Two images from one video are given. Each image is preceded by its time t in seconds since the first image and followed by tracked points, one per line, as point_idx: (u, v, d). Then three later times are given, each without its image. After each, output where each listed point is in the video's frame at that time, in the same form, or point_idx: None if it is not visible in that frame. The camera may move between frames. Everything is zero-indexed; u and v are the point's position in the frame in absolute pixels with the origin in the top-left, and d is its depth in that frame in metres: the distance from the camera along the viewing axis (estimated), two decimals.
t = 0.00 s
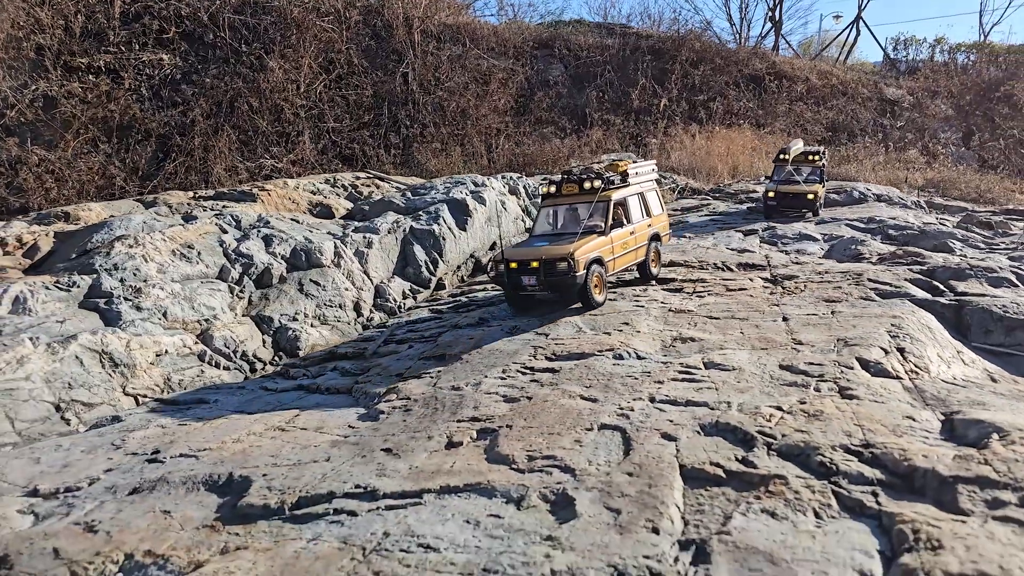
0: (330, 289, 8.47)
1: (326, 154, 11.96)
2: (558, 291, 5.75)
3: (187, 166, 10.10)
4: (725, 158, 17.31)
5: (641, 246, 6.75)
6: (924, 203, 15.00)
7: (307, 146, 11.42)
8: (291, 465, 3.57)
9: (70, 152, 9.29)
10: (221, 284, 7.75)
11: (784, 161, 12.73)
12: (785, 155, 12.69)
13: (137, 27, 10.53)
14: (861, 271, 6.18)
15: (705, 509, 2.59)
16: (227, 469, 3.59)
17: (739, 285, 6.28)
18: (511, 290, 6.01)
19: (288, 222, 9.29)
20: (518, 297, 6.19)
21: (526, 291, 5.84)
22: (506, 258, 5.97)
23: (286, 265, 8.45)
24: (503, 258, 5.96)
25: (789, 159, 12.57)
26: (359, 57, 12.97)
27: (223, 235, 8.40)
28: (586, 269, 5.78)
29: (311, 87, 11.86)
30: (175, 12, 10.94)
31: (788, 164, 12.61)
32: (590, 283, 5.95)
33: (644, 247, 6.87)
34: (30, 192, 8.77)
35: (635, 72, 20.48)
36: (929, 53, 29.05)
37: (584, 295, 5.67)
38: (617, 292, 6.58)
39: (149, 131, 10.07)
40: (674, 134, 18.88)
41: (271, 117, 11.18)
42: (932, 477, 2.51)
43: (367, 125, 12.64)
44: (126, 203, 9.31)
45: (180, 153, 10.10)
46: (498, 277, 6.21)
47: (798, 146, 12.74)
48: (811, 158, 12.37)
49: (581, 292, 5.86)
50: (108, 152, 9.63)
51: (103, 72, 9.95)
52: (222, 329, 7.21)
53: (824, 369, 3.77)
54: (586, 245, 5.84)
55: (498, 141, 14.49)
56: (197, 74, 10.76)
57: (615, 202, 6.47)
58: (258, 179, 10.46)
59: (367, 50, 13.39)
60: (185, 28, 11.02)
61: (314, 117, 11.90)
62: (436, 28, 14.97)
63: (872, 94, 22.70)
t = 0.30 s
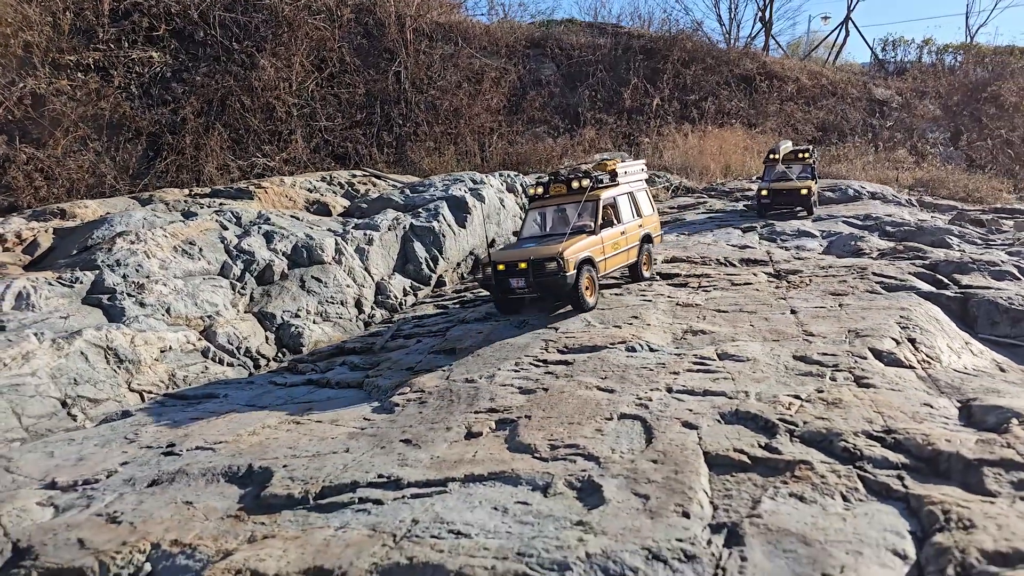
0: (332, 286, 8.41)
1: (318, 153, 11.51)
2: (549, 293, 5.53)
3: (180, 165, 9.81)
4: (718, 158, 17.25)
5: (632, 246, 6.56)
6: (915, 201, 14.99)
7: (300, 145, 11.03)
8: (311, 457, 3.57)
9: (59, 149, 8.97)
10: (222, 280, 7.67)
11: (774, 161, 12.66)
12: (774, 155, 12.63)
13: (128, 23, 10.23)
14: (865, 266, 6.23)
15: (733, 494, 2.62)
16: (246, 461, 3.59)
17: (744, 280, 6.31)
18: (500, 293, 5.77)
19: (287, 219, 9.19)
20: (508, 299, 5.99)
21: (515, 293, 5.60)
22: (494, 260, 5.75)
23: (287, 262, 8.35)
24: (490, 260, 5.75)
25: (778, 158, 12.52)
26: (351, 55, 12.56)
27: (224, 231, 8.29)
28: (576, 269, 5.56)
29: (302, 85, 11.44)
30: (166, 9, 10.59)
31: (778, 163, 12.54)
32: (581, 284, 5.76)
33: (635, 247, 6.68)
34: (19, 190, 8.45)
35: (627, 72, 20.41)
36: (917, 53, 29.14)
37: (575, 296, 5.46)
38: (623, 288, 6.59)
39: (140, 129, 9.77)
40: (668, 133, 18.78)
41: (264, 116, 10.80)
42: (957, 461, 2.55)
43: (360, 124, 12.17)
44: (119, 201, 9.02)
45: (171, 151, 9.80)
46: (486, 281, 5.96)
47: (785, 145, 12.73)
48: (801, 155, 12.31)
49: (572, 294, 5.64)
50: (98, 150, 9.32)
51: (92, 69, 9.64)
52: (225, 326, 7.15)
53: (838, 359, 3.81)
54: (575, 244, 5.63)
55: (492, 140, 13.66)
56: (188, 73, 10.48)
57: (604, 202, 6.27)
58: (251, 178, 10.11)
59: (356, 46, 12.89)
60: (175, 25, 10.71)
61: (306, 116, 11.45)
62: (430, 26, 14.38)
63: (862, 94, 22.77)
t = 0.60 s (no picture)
0: (332, 282, 8.36)
1: (310, 151, 11.41)
2: (546, 290, 5.48)
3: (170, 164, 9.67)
4: (709, 157, 17.29)
5: (628, 242, 6.52)
6: (906, 198, 15.07)
7: (291, 143, 10.96)
8: (327, 446, 3.59)
9: (47, 146, 8.72)
10: (223, 276, 7.61)
11: (761, 163, 12.55)
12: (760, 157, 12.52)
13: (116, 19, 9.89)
14: (864, 260, 6.32)
15: (754, 476, 2.67)
16: (262, 451, 3.60)
17: (745, 274, 6.37)
18: (495, 290, 5.73)
19: (286, 215, 9.14)
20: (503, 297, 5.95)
21: (512, 291, 5.55)
22: (489, 257, 5.70)
23: (287, 258, 8.34)
24: (485, 257, 5.70)
25: (765, 159, 12.40)
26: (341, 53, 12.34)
27: (223, 227, 8.23)
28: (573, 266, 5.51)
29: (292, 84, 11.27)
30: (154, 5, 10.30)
31: (765, 164, 12.41)
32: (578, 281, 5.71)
33: (631, 243, 6.64)
34: (6, 188, 8.25)
35: (618, 71, 20.36)
36: (904, 54, 29.35)
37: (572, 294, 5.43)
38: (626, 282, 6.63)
39: (130, 127, 9.52)
40: (659, 132, 18.79)
41: (254, 114, 10.71)
42: (972, 443, 2.62)
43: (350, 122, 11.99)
44: (112, 198, 8.85)
45: (161, 149, 9.64)
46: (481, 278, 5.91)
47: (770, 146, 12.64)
48: (787, 154, 12.17)
49: (569, 292, 5.60)
50: (88, 148, 9.08)
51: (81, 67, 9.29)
52: (226, 321, 7.11)
53: (846, 348, 3.87)
54: (572, 242, 5.59)
55: (484, 139, 13.74)
56: (178, 70, 10.24)
57: (600, 197, 6.22)
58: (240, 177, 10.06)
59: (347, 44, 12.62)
60: (165, 22, 10.41)
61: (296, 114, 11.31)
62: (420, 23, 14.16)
63: (850, 94, 22.96)
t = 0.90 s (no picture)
0: (333, 278, 8.32)
1: (303, 150, 11.30)
2: (536, 290, 5.23)
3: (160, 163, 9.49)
4: (701, 155, 17.38)
5: (619, 241, 6.31)
6: (897, 197, 15.21)
7: (284, 141, 10.91)
8: (343, 434, 3.63)
9: (38, 144, 8.65)
10: (224, 272, 7.57)
11: (755, 161, 12.55)
12: (755, 155, 12.52)
13: (106, 17, 9.94)
14: (863, 254, 6.41)
15: (769, 458, 2.74)
16: (278, 439, 3.64)
17: (747, 269, 6.44)
18: (483, 292, 5.48)
19: (286, 212, 9.09)
20: (491, 298, 5.69)
21: (500, 292, 5.30)
22: (476, 258, 5.45)
23: (288, 254, 8.27)
24: (471, 258, 5.43)
25: (759, 158, 12.41)
26: (335, 51, 12.32)
27: (224, 223, 8.18)
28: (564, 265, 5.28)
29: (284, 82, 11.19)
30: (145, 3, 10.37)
31: (759, 163, 12.42)
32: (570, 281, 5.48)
33: (622, 242, 6.43)
34: None
35: (610, 71, 20.44)
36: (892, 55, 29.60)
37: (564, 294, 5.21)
38: (628, 276, 6.69)
39: (121, 125, 9.48)
40: (651, 131, 18.87)
41: (247, 113, 10.60)
42: (982, 424, 2.69)
43: (344, 121, 11.94)
44: (108, 195, 8.83)
45: (152, 147, 9.50)
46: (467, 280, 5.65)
47: (765, 144, 12.63)
48: (782, 153, 12.18)
49: (560, 292, 5.37)
50: (79, 146, 9.02)
51: (70, 65, 9.29)
52: (229, 316, 7.08)
53: (851, 337, 3.95)
54: (562, 240, 5.36)
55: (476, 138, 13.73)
56: (168, 69, 10.27)
57: (589, 194, 6.00)
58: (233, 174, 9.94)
59: (341, 43, 12.62)
60: (155, 20, 10.46)
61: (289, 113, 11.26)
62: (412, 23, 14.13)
63: (839, 95, 23.17)
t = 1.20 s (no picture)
0: (335, 274, 8.28)
1: (296, 148, 11.28)
2: (524, 294, 5.09)
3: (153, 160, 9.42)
4: (695, 154, 17.46)
5: (609, 240, 6.17)
6: (889, 194, 15.35)
7: (278, 139, 10.88)
8: (359, 422, 3.68)
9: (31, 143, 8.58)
10: (227, 267, 7.54)
11: (751, 157, 12.62)
12: (751, 151, 12.58)
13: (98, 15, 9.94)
14: (862, 248, 6.51)
15: (782, 439, 2.82)
16: (296, 426, 3.70)
17: (748, 263, 6.53)
18: (470, 296, 5.32)
19: (288, 208, 9.07)
20: (478, 302, 5.54)
21: (488, 296, 5.15)
22: (463, 260, 5.29)
23: (289, 250, 8.21)
24: (458, 260, 5.30)
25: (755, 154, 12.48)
26: (328, 50, 12.33)
27: (226, 219, 8.15)
28: (553, 268, 5.13)
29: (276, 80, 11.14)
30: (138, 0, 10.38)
31: (755, 159, 12.49)
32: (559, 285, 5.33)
33: (612, 242, 6.29)
34: None
35: (603, 70, 20.51)
36: (882, 56, 29.87)
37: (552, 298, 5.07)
38: (631, 271, 6.76)
39: (114, 123, 9.41)
40: (644, 130, 18.94)
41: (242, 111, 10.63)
42: (988, 405, 2.78)
43: (339, 119, 11.92)
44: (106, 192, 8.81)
45: (145, 144, 9.45)
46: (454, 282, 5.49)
47: (762, 140, 12.68)
48: (778, 150, 12.23)
49: (549, 296, 5.22)
50: (72, 144, 8.94)
51: (63, 63, 9.23)
52: (233, 311, 7.07)
53: (855, 326, 4.05)
54: (551, 242, 5.21)
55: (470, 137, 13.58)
56: (160, 67, 10.24)
57: (578, 193, 5.84)
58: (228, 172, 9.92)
59: (334, 42, 12.65)
60: (148, 18, 10.47)
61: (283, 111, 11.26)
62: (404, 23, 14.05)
63: (830, 95, 23.36)
